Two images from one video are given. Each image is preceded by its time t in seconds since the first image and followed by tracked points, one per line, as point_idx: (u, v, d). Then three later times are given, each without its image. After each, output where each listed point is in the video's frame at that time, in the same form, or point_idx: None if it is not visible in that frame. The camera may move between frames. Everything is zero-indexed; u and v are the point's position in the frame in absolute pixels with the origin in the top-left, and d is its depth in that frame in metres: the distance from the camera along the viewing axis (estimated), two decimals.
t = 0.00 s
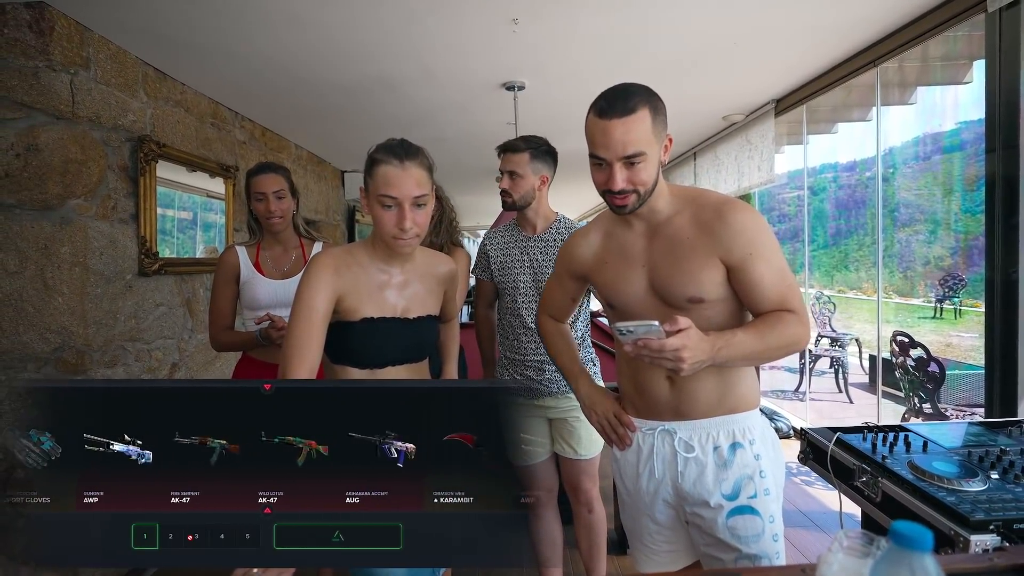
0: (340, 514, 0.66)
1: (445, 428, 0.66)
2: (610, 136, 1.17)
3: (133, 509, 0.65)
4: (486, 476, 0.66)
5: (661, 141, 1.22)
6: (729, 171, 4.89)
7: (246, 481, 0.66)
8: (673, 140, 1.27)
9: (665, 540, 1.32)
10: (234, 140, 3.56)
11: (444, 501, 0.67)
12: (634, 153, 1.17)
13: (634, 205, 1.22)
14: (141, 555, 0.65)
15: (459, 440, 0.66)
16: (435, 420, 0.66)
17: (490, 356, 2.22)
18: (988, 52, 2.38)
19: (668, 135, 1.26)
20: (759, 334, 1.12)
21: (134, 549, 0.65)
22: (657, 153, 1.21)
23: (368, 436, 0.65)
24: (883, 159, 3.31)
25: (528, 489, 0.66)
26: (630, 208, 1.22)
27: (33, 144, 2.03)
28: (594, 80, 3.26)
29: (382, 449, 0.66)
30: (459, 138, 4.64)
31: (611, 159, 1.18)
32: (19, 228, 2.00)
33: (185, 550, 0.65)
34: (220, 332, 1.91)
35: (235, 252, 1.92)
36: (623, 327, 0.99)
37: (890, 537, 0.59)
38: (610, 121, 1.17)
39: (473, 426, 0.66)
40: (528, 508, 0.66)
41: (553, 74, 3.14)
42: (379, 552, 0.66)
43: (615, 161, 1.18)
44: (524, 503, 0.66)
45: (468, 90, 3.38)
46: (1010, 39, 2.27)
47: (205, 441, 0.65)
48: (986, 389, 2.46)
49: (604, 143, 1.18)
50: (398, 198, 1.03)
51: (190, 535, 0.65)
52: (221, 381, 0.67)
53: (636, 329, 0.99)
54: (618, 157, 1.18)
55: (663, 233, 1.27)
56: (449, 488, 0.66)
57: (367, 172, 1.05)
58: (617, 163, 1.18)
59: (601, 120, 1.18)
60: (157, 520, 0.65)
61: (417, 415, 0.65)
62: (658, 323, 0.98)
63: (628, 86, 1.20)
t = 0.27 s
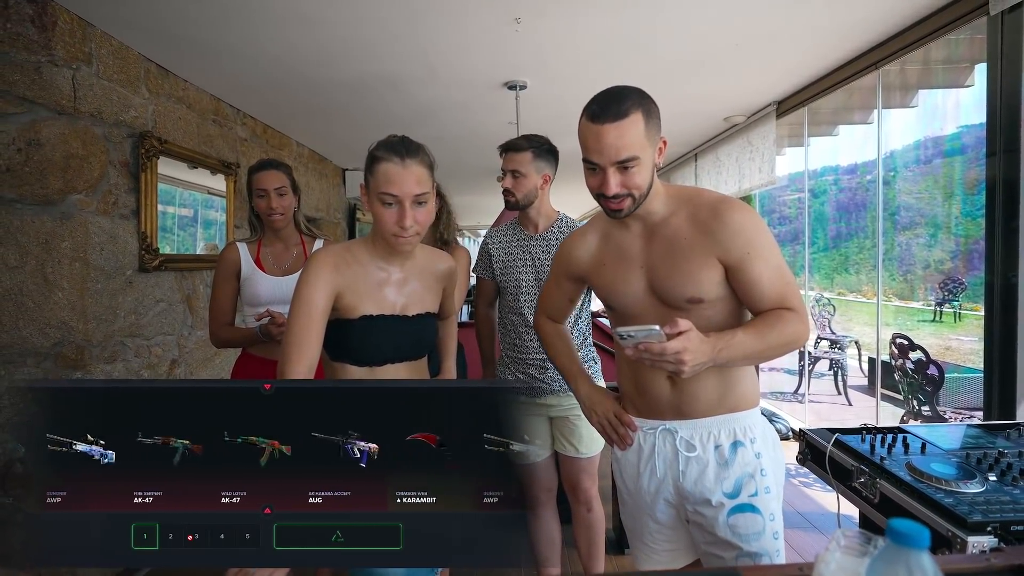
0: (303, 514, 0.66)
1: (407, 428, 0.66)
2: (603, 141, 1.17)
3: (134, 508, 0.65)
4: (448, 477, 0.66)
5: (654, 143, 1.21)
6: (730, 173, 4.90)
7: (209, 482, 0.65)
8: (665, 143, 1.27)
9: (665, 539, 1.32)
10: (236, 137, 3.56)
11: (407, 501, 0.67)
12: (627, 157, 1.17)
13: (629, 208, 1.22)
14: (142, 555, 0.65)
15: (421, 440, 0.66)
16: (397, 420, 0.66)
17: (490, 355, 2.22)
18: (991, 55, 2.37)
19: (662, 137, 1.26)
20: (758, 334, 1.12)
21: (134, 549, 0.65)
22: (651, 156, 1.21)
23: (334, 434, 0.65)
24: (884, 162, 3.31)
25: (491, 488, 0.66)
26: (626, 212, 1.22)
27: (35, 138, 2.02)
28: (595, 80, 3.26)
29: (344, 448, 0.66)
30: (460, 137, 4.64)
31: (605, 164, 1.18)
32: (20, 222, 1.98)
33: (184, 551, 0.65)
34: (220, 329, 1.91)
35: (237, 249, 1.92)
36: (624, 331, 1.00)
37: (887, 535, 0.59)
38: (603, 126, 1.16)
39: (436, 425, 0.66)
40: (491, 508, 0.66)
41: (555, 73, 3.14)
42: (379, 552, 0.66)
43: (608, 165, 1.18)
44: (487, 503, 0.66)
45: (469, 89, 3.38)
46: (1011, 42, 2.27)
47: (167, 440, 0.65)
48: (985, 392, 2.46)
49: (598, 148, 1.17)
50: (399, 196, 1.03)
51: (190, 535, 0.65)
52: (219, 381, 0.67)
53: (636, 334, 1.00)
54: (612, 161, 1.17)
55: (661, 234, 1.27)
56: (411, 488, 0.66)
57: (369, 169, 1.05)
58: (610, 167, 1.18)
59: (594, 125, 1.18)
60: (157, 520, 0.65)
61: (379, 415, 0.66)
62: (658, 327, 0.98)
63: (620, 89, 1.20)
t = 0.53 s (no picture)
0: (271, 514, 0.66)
1: (373, 429, 0.66)
2: (600, 141, 1.16)
3: (133, 509, 0.65)
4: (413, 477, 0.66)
5: (651, 144, 1.21)
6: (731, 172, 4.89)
7: (174, 482, 0.65)
8: (664, 143, 1.26)
9: (665, 536, 1.32)
10: (237, 134, 3.56)
11: (373, 501, 0.67)
12: (624, 158, 1.17)
13: (627, 209, 1.21)
14: (141, 556, 0.65)
15: (387, 440, 0.67)
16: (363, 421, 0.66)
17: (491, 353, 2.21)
18: (993, 55, 2.37)
19: (659, 138, 1.25)
20: (758, 332, 1.12)
21: (133, 550, 0.64)
22: (648, 157, 1.20)
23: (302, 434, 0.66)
24: (885, 163, 3.31)
25: (457, 488, 0.66)
26: (623, 213, 1.22)
27: (37, 134, 2.02)
28: (597, 78, 3.25)
29: (311, 448, 0.66)
30: (462, 136, 4.64)
31: (602, 164, 1.18)
32: (23, 217, 1.99)
33: (184, 551, 0.65)
34: (221, 325, 1.91)
35: (238, 245, 1.92)
36: (624, 334, 0.98)
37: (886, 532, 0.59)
38: (600, 126, 1.16)
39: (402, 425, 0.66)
40: (457, 508, 0.67)
41: (557, 72, 3.14)
42: (379, 552, 0.66)
43: (606, 166, 1.17)
44: (453, 503, 0.67)
45: (471, 87, 3.38)
46: (1013, 42, 2.27)
47: (134, 441, 0.65)
48: (985, 393, 2.46)
49: (595, 148, 1.17)
50: (399, 194, 1.03)
51: (190, 535, 0.65)
52: (219, 381, 0.67)
53: (637, 336, 0.98)
54: (609, 162, 1.17)
55: (660, 233, 1.27)
56: (377, 488, 0.67)
57: (369, 167, 1.05)
58: (608, 168, 1.18)
59: (591, 125, 1.17)
60: (157, 520, 0.65)
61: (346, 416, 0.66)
62: (657, 329, 0.97)
63: (616, 89, 1.19)
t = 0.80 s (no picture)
0: (244, 514, 0.66)
1: (345, 429, 0.67)
2: (601, 139, 1.16)
3: (134, 509, 0.65)
4: (385, 477, 0.67)
5: (653, 143, 1.21)
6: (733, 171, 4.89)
7: (176, 482, 0.65)
8: (665, 142, 1.26)
9: (665, 534, 1.32)
10: (239, 133, 3.56)
11: (344, 501, 0.67)
12: (625, 156, 1.16)
13: (627, 207, 1.22)
14: (141, 556, 0.65)
15: (359, 440, 0.67)
16: (335, 421, 0.67)
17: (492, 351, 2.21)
18: (996, 55, 2.36)
19: (661, 137, 1.25)
20: (758, 331, 1.12)
21: (133, 550, 0.65)
22: (649, 156, 1.20)
23: (273, 434, 0.66)
24: (888, 162, 3.30)
25: (429, 488, 0.67)
26: (622, 211, 1.22)
27: (39, 133, 2.02)
28: (599, 77, 3.25)
29: (283, 449, 0.67)
30: (464, 135, 4.64)
31: (602, 162, 1.18)
32: (24, 215, 2.00)
33: (184, 551, 0.65)
34: (222, 324, 1.91)
35: (238, 243, 1.93)
36: (623, 332, 0.99)
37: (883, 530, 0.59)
38: (601, 124, 1.16)
39: (374, 426, 0.67)
40: (430, 508, 0.67)
41: (558, 71, 3.14)
42: (379, 552, 0.66)
43: (607, 164, 1.17)
44: (424, 503, 0.67)
45: (472, 86, 3.37)
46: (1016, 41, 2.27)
47: (105, 441, 0.65)
48: (986, 393, 2.45)
49: (596, 146, 1.17)
50: (398, 193, 1.04)
51: (190, 535, 0.65)
52: (219, 381, 0.67)
53: (636, 334, 0.99)
54: (610, 160, 1.17)
55: (660, 232, 1.27)
56: (349, 488, 0.67)
57: (368, 166, 1.05)
58: (609, 166, 1.18)
59: (592, 123, 1.17)
60: (157, 520, 0.65)
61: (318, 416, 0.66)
62: (656, 329, 0.97)
63: (617, 88, 1.19)
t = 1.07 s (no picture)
0: (218, 514, 0.66)
1: (320, 429, 0.66)
2: (602, 137, 1.16)
3: (133, 509, 0.65)
4: (360, 477, 0.66)
5: (653, 140, 1.21)
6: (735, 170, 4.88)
7: (180, 482, 0.66)
8: (665, 141, 1.26)
9: (664, 533, 1.32)
10: (240, 132, 3.57)
11: (320, 501, 0.67)
12: (626, 154, 1.16)
13: (627, 206, 1.21)
14: (141, 556, 0.65)
15: (334, 440, 0.67)
16: (309, 422, 0.66)
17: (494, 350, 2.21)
18: (998, 53, 2.36)
19: (661, 135, 1.25)
20: (758, 329, 1.12)
21: (134, 550, 0.65)
22: (649, 154, 1.20)
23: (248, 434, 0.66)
24: (890, 161, 3.29)
25: (404, 487, 0.67)
26: (622, 210, 1.22)
27: (41, 131, 2.03)
28: (600, 75, 3.25)
29: (258, 448, 0.66)
30: (465, 133, 4.64)
31: (603, 160, 1.17)
32: (26, 214, 2.00)
33: (183, 551, 0.65)
34: (223, 322, 1.91)
35: (239, 242, 1.93)
36: (625, 331, 0.98)
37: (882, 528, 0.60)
38: (602, 122, 1.16)
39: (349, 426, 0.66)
40: (405, 507, 0.67)
41: (560, 69, 3.14)
42: (380, 552, 0.67)
43: (608, 161, 1.17)
44: (400, 502, 0.67)
45: (473, 84, 3.37)
46: (1018, 39, 2.26)
47: (81, 441, 0.65)
48: (988, 392, 2.45)
49: (597, 144, 1.17)
50: (397, 192, 1.04)
51: (190, 535, 0.65)
52: (220, 381, 0.67)
53: (637, 333, 0.98)
54: (611, 158, 1.17)
55: (660, 231, 1.26)
56: (324, 488, 0.67)
57: (368, 165, 1.05)
58: (610, 163, 1.17)
59: (593, 121, 1.17)
60: (158, 520, 0.65)
61: (292, 417, 0.66)
62: (657, 327, 0.97)
63: (618, 86, 1.19)
